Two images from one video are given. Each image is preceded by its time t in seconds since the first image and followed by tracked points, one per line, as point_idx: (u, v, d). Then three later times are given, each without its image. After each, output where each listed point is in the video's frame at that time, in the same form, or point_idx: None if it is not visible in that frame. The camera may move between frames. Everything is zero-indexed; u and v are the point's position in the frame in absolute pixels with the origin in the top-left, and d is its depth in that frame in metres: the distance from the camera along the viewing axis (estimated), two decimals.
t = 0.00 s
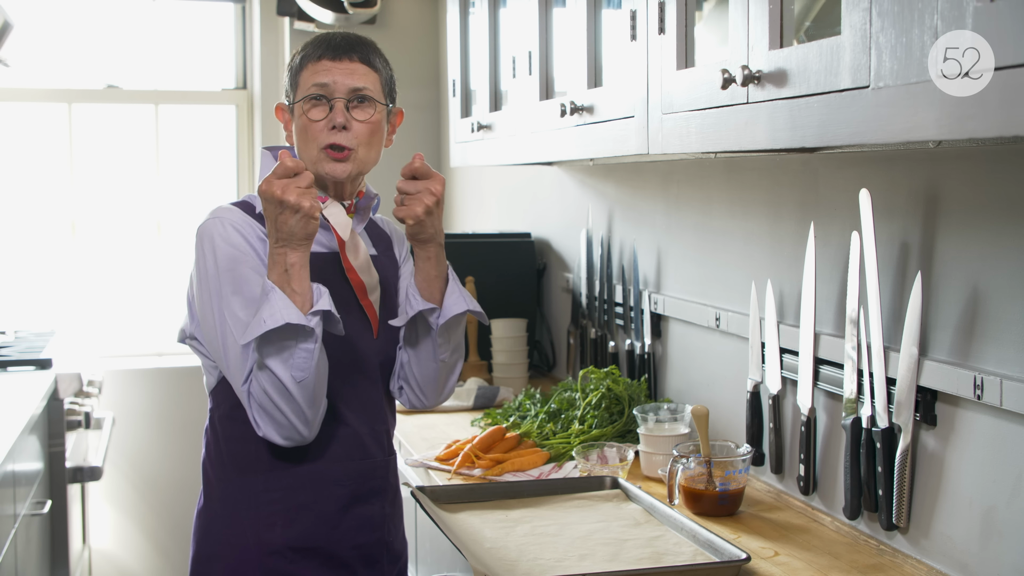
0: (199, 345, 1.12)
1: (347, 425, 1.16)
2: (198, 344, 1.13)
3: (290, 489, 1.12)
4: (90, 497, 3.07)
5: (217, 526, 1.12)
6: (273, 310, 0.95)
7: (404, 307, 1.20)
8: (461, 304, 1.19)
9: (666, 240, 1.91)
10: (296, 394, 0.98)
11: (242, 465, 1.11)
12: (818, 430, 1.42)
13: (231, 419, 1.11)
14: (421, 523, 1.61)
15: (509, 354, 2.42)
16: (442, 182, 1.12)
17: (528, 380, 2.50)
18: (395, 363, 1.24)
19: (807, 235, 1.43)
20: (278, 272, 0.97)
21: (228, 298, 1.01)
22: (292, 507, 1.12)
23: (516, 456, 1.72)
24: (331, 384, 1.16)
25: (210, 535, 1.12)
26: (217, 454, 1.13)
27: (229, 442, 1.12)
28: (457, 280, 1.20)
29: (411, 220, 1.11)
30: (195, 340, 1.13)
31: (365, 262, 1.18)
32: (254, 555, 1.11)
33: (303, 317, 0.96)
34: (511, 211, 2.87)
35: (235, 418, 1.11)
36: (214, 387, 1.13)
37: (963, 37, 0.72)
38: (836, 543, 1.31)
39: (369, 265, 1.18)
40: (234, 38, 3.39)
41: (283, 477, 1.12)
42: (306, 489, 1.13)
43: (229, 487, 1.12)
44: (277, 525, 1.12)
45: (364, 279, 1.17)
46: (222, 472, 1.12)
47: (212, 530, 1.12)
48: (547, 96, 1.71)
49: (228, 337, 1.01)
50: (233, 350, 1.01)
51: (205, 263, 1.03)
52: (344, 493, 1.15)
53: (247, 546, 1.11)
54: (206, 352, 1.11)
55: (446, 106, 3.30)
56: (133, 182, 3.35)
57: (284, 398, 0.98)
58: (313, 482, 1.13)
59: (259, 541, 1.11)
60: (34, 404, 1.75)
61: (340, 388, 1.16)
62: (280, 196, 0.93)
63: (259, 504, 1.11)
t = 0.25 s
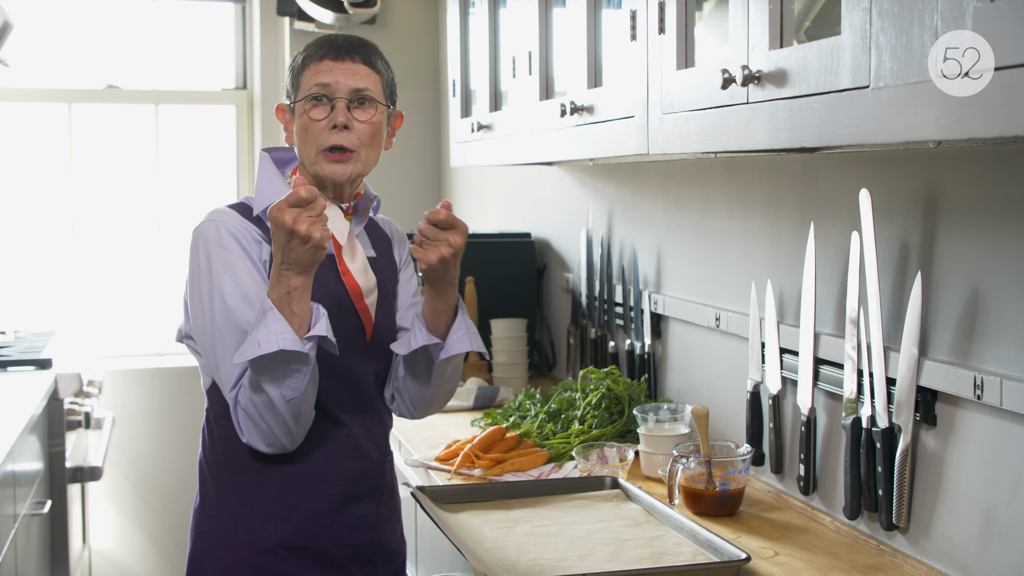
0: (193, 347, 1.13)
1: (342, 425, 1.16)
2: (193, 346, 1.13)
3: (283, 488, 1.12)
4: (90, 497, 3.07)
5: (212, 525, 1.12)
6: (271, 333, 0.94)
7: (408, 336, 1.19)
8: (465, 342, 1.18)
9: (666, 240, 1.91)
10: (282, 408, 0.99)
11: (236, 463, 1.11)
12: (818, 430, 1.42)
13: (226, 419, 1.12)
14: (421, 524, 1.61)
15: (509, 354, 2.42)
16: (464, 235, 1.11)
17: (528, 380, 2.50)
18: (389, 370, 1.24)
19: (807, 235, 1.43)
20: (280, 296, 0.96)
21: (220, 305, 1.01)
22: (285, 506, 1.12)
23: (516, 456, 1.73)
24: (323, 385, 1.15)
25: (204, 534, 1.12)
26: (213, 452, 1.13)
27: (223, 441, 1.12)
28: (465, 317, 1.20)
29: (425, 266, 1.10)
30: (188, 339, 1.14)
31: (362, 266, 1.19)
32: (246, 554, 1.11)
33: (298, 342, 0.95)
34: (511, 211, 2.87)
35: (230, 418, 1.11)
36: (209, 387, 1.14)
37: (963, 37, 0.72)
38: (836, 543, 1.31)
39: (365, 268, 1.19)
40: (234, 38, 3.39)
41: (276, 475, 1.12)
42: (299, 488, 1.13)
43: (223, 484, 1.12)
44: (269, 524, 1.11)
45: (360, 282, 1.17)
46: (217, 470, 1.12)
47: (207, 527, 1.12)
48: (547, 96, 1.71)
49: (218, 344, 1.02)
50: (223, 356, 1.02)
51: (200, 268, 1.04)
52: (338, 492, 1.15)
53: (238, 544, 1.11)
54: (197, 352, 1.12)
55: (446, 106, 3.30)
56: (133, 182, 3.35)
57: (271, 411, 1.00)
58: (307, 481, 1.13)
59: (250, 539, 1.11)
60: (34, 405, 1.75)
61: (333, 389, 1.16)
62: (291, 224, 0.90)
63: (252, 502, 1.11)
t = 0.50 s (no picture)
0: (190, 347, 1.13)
1: (340, 424, 1.17)
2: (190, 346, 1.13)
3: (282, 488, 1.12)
4: (90, 497, 3.07)
5: (211, 525, 1.12)
6: (263, 340, 0.94)
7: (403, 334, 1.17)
8: (461, 339, 1.18)
9: (666, 240, 1.91)
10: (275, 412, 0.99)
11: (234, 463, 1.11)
12: (818, 430, 1.42)
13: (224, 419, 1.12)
14: (421, 524, 1.60)
15: (509, 354, 2.42)
16: (457, 226, 1.11)
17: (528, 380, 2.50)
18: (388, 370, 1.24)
19: (807, 235, 1.43)
20: (274, 306, 0.96)
21: (215, 308, 1.01)
22: (283, 506, 1.12)
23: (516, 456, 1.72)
24: (320, 385, 1.15)
25: (203, 534, 1.12)
26: (211, 452, 1.13)
27: (222, 441, 1.12)
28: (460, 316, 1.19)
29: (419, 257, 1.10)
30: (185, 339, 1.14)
31: (358, 266, 1.18)
32: (244, 553, 1.11)
33: (289, 349, 0.95)
34: (511, 211, 2.87)
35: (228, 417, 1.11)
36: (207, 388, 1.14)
37: (963, 37, 0.72)
38: (836, 543, 1.31)
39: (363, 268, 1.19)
40: (234, 38, 3.39)
41: (274, 475, 1.12)
42: (297, 488, 1.13)
43: (220, 485, 1.12)
44: (267, 524, 1.11)
45: (358, 281, 1.17)
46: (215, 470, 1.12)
47: (205, 527, 1.12)
48: (547, 96, 1.71)
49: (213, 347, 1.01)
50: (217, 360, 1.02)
51: (196, 271, 1.04)
52: (335, 492, 1.15)
53: (236, 544, 1.11)
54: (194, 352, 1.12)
55: (445, 106, 3.30)
56: (133, 182, 3.35)
57: (263, 416, 1.00)
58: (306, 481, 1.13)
59: (248, 539, 1.11)
60: (34, 405, 1.75)
61: (329, 387, 1.16)
62: (287, 233, 0.91)
63: (249, 502, 1.11)
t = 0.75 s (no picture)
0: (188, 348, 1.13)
1: (341, 425, 1.16)
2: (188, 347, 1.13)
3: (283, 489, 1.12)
4: (90, 497, 3.07)
5: (212, 526, 1.12)
6: (257, 335, 0.94)
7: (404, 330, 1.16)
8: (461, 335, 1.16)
9: (666, 240, 1.91)
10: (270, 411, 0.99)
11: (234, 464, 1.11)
12: (818, 430, 1.42)
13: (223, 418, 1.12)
14: (421, 524, 1.60)
15: (509, 354, 2.42)
16: (449, 212, 1.06)
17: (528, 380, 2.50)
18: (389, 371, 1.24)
19: (807, 235, 1.43)
20: (269, 300, 0.95)
21: (211, 308, 1.01)
22: (285, 507, 1.12)
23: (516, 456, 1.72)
24: (319, 387, 1.15)
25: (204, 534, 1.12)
26: (211, 452, 1.13)
27: (222, 441, 1.12)
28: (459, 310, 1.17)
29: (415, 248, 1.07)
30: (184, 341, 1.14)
31: (355, 266, 1.18)
32: (246, 554, 1.11)
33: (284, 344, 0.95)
34: (511, 211, 2.87)
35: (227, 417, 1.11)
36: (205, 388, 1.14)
37: (963, 37, 0.72)
38: (836, 543, 1.31)
39: (359, 267, 1.18)
40: (234, 38, 3.39)
41: (276, 476, 1.12)
42: (299, 489, 1.13)
43: (221, 485, 1.12)
44: (270, 524, 1.12)
45: (355, 282, 1.17)
46: (215, 472, 1.12)
47: (205, 526, 1.12)
48: (547, 96, 1.71)
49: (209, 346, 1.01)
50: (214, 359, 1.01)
51: (193, 271, 1.04)
52: (337, 492, 1.15)
53: (239, 545, 1.11)
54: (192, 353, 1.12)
55: (445, 106, 3.30)
56: (133, 182, 3.35)
57: (258, 415, 1.00)
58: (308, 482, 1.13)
59: (251, 539, 1.11)
60: (34, 404, 1.75)
61: (327, 389, 1.16)
62: (282, 223, 0.90)
63: (251, 502, 1.11)
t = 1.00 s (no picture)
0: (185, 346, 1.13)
1: (338, 427, 1.17)
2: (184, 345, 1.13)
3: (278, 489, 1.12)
4: (90, 497, 3.07)
5: (208, 525, 1.12)
6: (254, 351, 0.94)
7: (405, 360, 1.20)
8: (461, 371, 1.20)
9: (665, 240, 1.91)
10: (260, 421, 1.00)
11: (230, 465, 1.11)
12: (818, 430, 1.42)
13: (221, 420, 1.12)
14: (421, 524, 1.60)
15: (509, 354, 2.42)
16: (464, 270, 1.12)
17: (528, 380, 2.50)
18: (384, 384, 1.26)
19: (807, 235, 1.43)
20: (268, 317, 0.95)
21: (208, 312, 1.01)
22: (278, 507, 1.12)
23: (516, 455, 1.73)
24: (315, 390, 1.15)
25: (199, 534, 1.12)
26: (208, 454, 1.14)
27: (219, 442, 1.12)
28: (463, 349, 1.21)
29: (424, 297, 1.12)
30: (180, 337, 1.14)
31: (357, 266, 1.19)
32: (238, 554, 1.10)
33: (281, 362, 0.95)
34: (511, 211, 2.87)
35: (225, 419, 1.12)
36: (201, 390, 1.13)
37: (963, 37, 0.72)
38: (836, 543, 1.31)
39: (361, 268, 1.19)
40: (234, 39, 3.39)
41: (271, 476, 1.12)
42: (293, 488, 1.13)
43: (216, 485, 1.12)
44: (262, 525, 1.11)
45: (355, 282, 1.17)
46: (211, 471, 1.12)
47: (201, 528, 1.12)
48: (547, 96, 1.71)
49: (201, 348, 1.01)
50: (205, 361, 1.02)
51: (191, 272, 1.04)
52: (332, 493, 1.15)
53: (231, 545, 1.10)
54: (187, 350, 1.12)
55: (445, 106, 3.30)
56: (133, 182, 3.35)
57: (249, 423, 1.00)
58: (303, 481, 1.13)
59: (243, 540, 1.10)
60: (35, 404, 1.75)
61: (321, 391, 1.15)
62: (286, 245, 0.90)
63: (245, 501, 1.11)
